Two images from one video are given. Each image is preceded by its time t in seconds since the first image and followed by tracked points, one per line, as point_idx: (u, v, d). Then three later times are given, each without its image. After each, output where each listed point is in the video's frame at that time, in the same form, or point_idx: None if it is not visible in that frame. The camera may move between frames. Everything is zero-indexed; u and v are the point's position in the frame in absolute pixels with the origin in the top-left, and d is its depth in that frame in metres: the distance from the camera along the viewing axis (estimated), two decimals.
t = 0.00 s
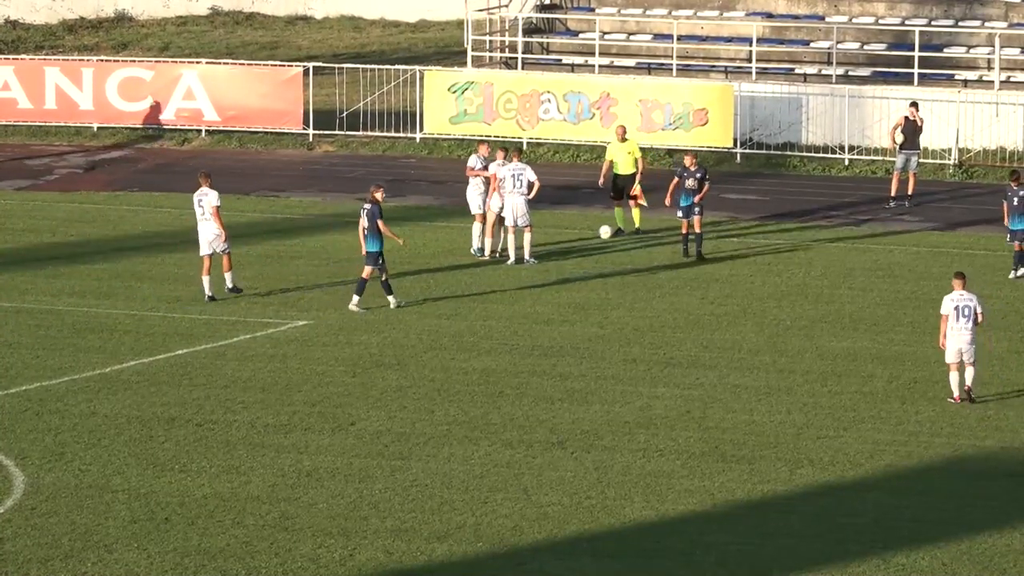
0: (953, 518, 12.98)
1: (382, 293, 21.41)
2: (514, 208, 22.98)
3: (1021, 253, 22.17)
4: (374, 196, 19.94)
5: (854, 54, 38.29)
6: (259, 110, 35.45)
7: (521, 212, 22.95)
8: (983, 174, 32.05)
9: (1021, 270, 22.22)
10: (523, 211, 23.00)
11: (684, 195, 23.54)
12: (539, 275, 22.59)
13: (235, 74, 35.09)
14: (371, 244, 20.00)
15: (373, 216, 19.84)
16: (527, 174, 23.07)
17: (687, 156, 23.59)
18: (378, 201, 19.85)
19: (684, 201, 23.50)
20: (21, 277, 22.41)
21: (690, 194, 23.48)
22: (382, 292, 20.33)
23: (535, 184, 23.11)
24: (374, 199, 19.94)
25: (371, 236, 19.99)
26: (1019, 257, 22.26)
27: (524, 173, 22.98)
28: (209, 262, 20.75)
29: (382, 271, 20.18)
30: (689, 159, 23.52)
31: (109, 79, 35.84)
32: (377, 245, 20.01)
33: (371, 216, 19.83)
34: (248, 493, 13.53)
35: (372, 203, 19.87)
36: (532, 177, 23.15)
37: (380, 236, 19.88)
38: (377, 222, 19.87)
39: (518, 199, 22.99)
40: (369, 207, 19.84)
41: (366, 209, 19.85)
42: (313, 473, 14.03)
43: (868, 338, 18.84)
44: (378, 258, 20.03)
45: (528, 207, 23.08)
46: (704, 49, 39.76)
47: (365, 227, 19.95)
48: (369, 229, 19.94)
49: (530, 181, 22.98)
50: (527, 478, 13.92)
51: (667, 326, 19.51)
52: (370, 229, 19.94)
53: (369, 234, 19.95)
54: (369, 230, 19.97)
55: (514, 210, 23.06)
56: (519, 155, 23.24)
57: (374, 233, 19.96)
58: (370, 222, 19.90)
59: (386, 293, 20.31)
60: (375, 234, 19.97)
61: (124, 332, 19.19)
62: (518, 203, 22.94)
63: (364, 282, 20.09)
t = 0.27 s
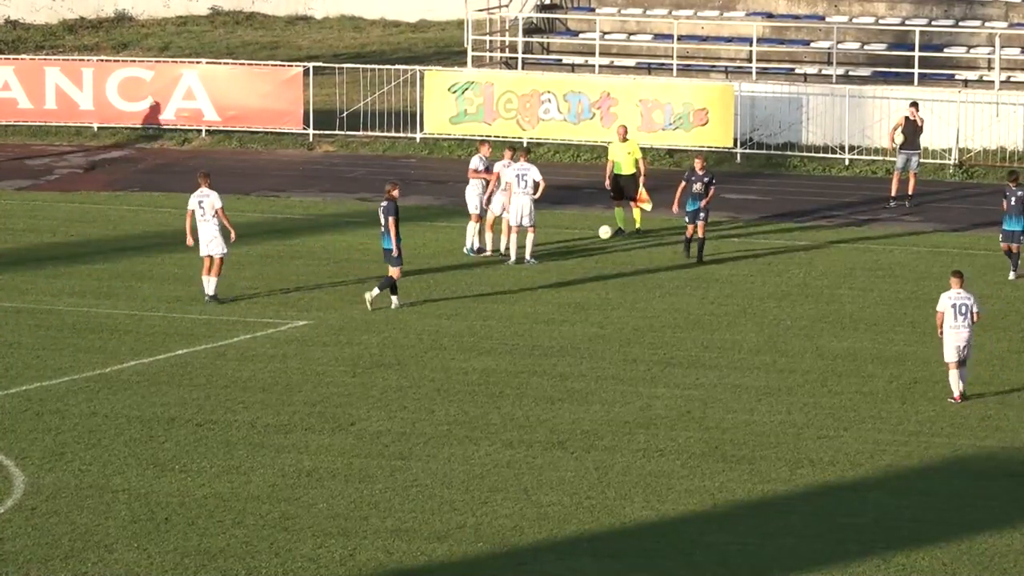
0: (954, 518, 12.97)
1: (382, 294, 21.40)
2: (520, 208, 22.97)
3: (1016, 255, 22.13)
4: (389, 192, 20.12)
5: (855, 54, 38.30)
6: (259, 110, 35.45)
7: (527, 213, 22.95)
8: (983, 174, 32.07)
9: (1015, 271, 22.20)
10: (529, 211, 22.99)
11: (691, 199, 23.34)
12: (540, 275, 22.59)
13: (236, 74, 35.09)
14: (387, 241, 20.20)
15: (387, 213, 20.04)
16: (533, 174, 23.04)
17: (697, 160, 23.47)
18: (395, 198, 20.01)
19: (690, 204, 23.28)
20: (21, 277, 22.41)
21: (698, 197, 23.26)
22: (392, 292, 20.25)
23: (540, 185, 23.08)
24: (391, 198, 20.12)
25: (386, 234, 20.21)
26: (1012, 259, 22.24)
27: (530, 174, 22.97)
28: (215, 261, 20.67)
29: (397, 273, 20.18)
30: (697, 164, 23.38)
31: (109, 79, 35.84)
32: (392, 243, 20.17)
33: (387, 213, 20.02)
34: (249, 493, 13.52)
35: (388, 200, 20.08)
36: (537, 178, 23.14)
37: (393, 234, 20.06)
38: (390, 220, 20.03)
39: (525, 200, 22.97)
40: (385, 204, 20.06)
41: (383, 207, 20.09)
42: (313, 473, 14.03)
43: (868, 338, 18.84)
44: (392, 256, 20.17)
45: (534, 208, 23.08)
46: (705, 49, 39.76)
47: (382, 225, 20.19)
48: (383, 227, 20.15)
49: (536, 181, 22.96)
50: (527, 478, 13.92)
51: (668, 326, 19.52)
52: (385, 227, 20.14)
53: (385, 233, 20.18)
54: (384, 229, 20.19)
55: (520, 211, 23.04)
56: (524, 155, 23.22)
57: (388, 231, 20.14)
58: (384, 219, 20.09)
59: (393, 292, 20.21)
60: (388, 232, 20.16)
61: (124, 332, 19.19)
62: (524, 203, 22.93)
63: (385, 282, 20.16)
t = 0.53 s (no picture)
0: (954, 518, 12.98)
1: (382, 293, 21.41)
2: (531, 208, 23.18)
3: (1016, 254, 22.16)
4: (405, 190, 20.01)
5: (855, 54, 38.31)
6: (260, 110, 35.45)
7: (538, 213, 23.15)
8: (983, 174, 32.09)
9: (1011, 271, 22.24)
10: (539, 212, 23.20)
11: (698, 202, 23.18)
12: (540, 275, 22.59)
13: (236, 74, 35.10)
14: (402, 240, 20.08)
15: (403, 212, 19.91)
16: (543, 174, 23.26)
17: (702, 161, 23.28)
18: (411, 197, 19.93)
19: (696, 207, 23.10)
20: (21, 277, 22.40)
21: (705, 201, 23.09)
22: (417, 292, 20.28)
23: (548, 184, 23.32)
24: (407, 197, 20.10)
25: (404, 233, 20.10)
26: (1004, 258, 22.28)
27: (540, 174, 23.19)
28: (206, 265, 20.50)
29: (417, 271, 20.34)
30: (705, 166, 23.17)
31: (110, 79, 35.85)
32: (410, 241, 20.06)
33: (402, 212, 19.84)
34: (249, 493, 13.53)
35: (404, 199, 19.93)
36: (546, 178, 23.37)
37: (402, 232, 19.90)
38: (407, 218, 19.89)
39: (535, 199, 23.20)
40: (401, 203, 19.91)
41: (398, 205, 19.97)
42: (313, 473, 14.04)
43: (868, 338, 18.84)
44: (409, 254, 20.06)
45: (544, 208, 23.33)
46: (705, 49, 39.78)
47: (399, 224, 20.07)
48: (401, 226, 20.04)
49: (545, 182, 23.16)
50: (527, 478, 13.92)
51: (668, 326, 19.52)
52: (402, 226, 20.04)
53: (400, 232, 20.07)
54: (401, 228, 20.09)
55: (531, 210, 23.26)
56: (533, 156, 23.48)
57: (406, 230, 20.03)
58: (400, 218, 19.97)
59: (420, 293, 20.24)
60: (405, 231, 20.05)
61: (124, 332, 19.19)
62: (535, 203, 23.16)
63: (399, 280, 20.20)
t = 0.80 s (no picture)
0: (954, 518, 12.98)
1: (382, 293, 21.41)
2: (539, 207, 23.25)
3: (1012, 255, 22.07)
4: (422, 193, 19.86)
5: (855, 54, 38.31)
6: (260, 110, 35.46)
7: (546, 211, 23.21)
8: (983, 174, 32.08)
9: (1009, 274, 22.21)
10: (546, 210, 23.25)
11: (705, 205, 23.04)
12: (540, 275, 22.59)
13: (236, 74, 35.10)
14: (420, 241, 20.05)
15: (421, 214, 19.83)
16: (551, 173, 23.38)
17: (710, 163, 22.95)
18: (429, 200, 19.76)
19: (703, 211, 22.93)
20: (21, 277, 22.41)
21: (711, 203, 22.91)
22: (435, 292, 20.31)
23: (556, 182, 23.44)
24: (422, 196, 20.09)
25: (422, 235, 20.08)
26: (1000, 261, 22.18)
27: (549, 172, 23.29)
28: (198, 267, 20.47)
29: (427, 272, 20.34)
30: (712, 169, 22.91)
31: (110, 79, 35.86)
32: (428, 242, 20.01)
33: (422, 215, 19.77)
34: (249, 493, 13.53)
35: (422, 200, 19.81)
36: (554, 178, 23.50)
37: (425, 234, 19.94)
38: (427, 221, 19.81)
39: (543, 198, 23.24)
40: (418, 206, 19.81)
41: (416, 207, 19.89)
42: (313, 473, 14.04)
43: (868, 338, 18.84)
44: (427, 255, 19.97)
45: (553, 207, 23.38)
46: (705, 49, 39.78)
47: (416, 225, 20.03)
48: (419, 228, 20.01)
49: (553, 180, 23.25)
50: (527, 478, 13.92)
51: (668, 326, 19.52)
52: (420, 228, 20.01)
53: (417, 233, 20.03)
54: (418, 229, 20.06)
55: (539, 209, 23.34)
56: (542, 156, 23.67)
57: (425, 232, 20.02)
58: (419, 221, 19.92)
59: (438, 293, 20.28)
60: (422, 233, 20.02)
61: (124, 332, 19.20)
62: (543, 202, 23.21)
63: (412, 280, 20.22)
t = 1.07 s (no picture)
0: (955, 518, 12.98)
1: (382, 293, 21.41)
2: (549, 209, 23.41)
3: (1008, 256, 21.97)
4: (439, 192, 19.94)
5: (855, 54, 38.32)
6: (260, 110, 35.46)
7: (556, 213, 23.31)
8: (983, 174, 32.07)
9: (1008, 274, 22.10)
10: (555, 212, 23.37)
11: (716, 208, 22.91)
12: (540, 275, 22.59)
13: (236, 74, 35.10)
14: (435, 240, 20.10)
15: (438, 216, 19.86)
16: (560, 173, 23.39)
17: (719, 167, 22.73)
18: (446, 201, 19.83)
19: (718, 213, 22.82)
20: (21, 277, 22.41)
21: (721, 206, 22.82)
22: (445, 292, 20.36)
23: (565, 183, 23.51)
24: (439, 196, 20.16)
25: (435, 233, 20.09)
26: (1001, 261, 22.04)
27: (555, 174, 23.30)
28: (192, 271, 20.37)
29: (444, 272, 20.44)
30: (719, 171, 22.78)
31: (110, 79, 35.86)
32: (443, 241, 20.09)
33: (439, 215, 19.85)
34: (249, 493, 13.53)
35: (438, 202, 19.83)
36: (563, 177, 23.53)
37: (445, 236, 19.99)
38: (445, 222, 19.90)
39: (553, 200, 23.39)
40: (433, 207, 19.81)
41: (432, 209, 19.86)
42: (313, 473, 14.03)
43: (868, 338, 18.84)
44: (445, 254, 20.11)
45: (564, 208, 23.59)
46: (705, 49, 39.79)
47: (428, 224, 20.04)
48: (433, 227, 20.02)
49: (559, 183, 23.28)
50: (527, 478, 13.92)
51: (668, 326, 19.52)
52: (434, 227, 20.01)
53: (432, 232, 20.04)
54: (432, 228, 20.07)
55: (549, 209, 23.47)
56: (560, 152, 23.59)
57: (440, 231, 20.04)
58: (435, 220, 19.94)
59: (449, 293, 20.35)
60: (437, 232, 20.03)
61: (124, 332, 19.19)
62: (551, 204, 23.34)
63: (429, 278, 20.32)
